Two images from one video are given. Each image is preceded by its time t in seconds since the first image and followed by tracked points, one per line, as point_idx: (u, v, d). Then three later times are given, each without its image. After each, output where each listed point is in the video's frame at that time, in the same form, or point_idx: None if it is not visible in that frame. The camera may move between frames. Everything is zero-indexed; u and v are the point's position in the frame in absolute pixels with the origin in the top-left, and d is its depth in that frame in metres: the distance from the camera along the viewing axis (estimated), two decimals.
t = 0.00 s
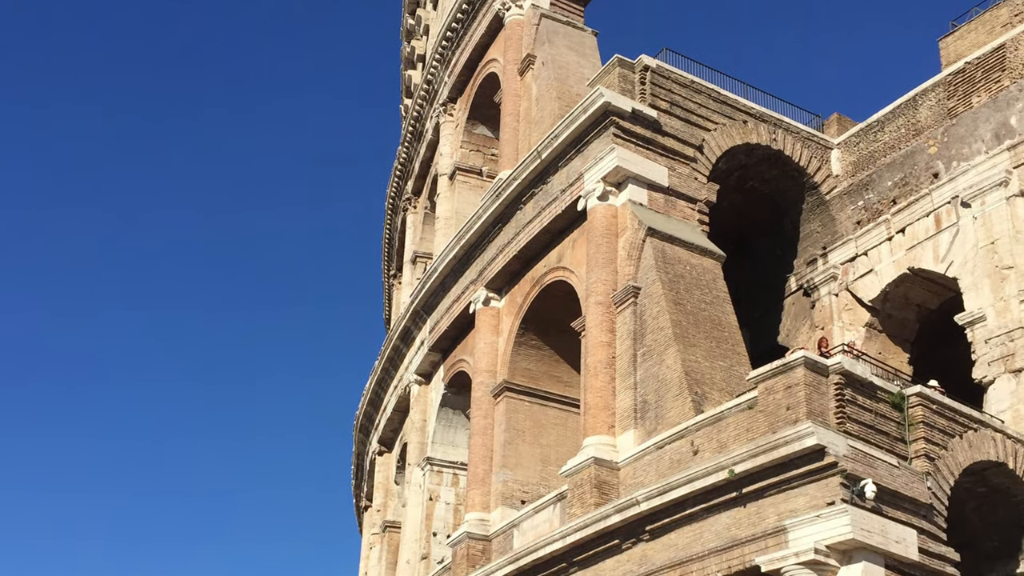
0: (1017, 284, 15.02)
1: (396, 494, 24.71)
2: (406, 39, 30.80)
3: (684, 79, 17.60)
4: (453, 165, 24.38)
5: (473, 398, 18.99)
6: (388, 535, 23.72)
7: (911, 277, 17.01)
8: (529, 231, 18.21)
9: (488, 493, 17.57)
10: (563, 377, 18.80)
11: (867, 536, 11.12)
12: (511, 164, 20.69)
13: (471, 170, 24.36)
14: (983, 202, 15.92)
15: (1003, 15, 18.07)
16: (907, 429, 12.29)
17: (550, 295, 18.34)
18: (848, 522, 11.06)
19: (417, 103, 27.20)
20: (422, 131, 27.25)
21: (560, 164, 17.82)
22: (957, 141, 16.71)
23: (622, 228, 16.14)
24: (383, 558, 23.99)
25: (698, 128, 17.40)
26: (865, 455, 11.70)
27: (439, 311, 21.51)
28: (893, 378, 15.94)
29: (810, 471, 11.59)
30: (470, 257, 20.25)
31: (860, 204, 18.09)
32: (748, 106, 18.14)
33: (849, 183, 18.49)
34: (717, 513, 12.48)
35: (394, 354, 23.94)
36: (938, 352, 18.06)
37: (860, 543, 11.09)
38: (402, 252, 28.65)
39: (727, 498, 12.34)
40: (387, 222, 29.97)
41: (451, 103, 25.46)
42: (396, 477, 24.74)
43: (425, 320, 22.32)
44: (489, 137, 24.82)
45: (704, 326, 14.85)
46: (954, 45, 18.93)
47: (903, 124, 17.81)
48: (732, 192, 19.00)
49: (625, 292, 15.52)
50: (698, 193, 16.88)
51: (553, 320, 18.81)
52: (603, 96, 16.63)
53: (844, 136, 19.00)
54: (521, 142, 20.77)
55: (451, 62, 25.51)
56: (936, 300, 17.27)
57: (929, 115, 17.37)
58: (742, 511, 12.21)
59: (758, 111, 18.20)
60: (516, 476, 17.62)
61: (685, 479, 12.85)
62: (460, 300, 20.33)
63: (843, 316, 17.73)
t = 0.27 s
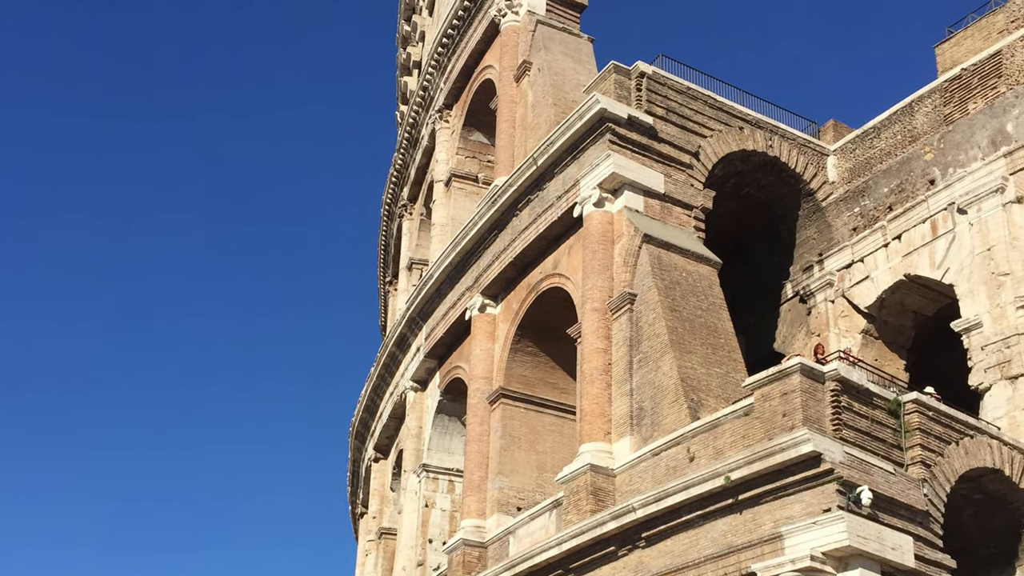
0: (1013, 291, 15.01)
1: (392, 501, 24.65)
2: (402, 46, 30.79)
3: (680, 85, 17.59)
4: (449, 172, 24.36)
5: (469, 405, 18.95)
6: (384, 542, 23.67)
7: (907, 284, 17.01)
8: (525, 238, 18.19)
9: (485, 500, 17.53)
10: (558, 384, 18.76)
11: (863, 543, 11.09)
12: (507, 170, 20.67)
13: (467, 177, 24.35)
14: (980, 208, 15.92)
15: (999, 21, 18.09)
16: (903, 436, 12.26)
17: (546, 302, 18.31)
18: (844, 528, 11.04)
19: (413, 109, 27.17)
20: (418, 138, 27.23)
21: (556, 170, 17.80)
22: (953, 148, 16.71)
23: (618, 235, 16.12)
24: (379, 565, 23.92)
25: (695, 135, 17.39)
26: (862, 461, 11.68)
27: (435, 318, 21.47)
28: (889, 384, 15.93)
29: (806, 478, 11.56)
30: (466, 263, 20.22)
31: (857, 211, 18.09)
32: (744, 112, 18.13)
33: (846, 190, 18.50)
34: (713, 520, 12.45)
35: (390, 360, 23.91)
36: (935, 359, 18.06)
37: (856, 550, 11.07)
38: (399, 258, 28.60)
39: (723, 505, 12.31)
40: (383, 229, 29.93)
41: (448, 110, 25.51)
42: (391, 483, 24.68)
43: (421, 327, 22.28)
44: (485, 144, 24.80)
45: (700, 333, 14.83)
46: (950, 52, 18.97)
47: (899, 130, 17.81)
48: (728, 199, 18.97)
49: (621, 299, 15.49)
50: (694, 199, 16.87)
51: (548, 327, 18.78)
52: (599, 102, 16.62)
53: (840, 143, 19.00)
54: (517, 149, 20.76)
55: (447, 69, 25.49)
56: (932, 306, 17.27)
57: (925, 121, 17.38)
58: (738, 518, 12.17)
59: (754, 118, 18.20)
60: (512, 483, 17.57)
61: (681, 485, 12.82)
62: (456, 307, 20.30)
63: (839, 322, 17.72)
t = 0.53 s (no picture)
0: (1009, 297, 15.01)
1: (388, 507, 24.58)
2: (397, 52, 30.78)
3: (676, 92, 17.59)
4: (445, 179, 24.35)
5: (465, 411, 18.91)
6: (380, 549, 23.60)
7: (903, 290, 17.00)
8: (521, 244, 18.16)
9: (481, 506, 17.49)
10: (554, 391, 18.72)
11: (859, 549, 11.07)
12: (503, 176, 20.64)
13: (463, 183, 24.34)
14: (976, 215, 15.92)
15: (995, 28, 18.12)
16: (899, 443, 12.24)
17: (542, 308, 18.27)
18: (840, 535, 11.01)
19: (409, 116, 27.15)
20: (414, 145, 27.21)
21: (552, 177, 17.78)
22: (950, 154, 16.72)
23: (614, 242, 16.10)
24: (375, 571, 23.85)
25: (690, 141, 17.39)
26: (858, 468, 11.66)
27: (430, 325, 21.42)
28: (886, 391, 15.91)
29: (802, 485, 11.53)
30: (462, 270, 20.19)
31: (853, 217, 18.08)
32: (740, 118, 18.13)
33: (841, 197, 18.50)
34: (709, 527, 12.41)
35: (385, 367, 23.85)
36: (931, 366, 18.06)
37: (852, 557, 11.04)
38: (394, 265, 28.55)
39: (719, 512, 12.27)
40: (379, 235, 29.90)
41: (443, 116, 25.41)
42: (387, 490, 24.62)
43: (416, 333, 22.23)
44: (481, 150, 24.79)
45: (696, 340, 14.81)
46: (946, 58, 19.00)
47: (895, 136, 17.82)
48: (724, 206, 18.93)
49: (617, 305, 15.46)
50: (690, 206, 16.85)
51: (544, 333, 18.75)
52: (595, 108, 16.60)
53: (837, 149, 19.00)
54: (513, 155, 20.75)
55: (443, 75, 25.47)
56: (928, 313, 17.26)
57: (922, 128, 17.40)
58: (734, 525, 12.13)
59: (750, 124, 18.20)
60: (508, 490, 17.53)
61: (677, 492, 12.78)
62: (452, 314, 20.27)
63: (836, 329, 17.71)
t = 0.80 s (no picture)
0: (1005, 304, 15.01)
1: (384, 514, 24.51)
2: (393, 59, 30.77)
3: (672, 98, 17.58)
4: (441, 185, 24.33)
5: (461, 418, 18.86)
6: (375, 556, 23.53)
7: (900, 297, 16.99)
8: (517, 251, 18.13)
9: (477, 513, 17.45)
10: (550, 397, 18.69)
11: (855, 556, 11.04)
12: (499, 182, 20.62)
13: (459, 190, 24.33)
14: (973, 221, 15.91)
15: (991, 34, 18.17)
16: (896, 449, 12.21)
17: (538, 315, 18.24)
18: (836, 542, 10.98)
19: (405, 122, 27.13)
20: (410, 151, 27.18)
21: (548, 183, 17.77)
22: (946, 161, 16.73)
23: (610, 248, 16.08)
24: None
25: (687, 148, 17.38)
26: (854, 475, 11.63)
27: (426, 331, 21.38)
28: (882, 398, 15.89)
29: (799, 491, 11.50)
30: (458, 276, 20.15)
31: (849, 224, 18.08)
32: (736, 125, 18.13)
33: (838, 203, 18.50)
34: (705, 534, 12.37)
35: (381, 374, 23.80)
36: (927, 373, 18.05)
37: (848, 564, 11.01)
38: (390, 271, 28.50)
39: (716, 518, 12.23)
40: (375, 242, 29.86)
41: (439, 123, 25.37)
42: (383, 496, 24.55)
43: (412, 340, 22.19)
44: (477, 157, 24.77)
45: (693, 346, 14.79)
46: (942, 65, 19.03)
47: (892, 143, 17.83)
48: (720, 212, 18.93)
49: (613, 312, 15.44)
50: (686, 213, 16.84)
51: (540, 340, 18.71)
52: (591, 115, 16.60)
53: (832, 156, 19.01)
54: (509, 162, 20.73)
55: (439, 81, 25.47)
56: (924, 319, 17.26)
57: (918, 134, 17.41)
58: (730, 532, 12.09)
59: (747, 130, 18.20)
60: (504, 496, 17.48)
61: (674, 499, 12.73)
62: (448, 320, 20.23)
63: (832, 336, 17.70)
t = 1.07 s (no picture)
0: (1002, 310, 15.01)
1: (379, 521, 24.44)
2: (389, 65, 30.77)
3: (668, 105, 17.58)
4: (437, 192, 24.32)
5: (457, 424, 18.82)
6: (371, 563, 23.47)
7: (896, 303, 16.99)
8: (513, 257, 18.11)
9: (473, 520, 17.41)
10: (546, 404, 18.65)
11: (851, 563, 11.02)
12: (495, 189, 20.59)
13: (455, 197, 24.31)
14: (969, 228, 15.91)
15: (988, 41, 18.19)
16: (891, 456, 12.19)
17: (534, 322, 18.21)
18: (832, 549, 10.97)
19: (401, 128, 27.12)
20: (406, 157, 27.17)
21: (544, 190, 17.76)
22: (943, 167, 16.73)
23: (606, 255, 16.06)
24: None
25: (683, 154, 17.38)
26: (850, 482, 11.61)
27: (422, 338, 21.35)
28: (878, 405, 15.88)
29: (795, 498, 11.48)
30: (454, 283, 20.12)
31: (845, 231, 18.08)
32: (732, 131, 18.12)
33: (834, 210, 18.49)
34: (701, 540, 12.34)
35: (377, 380, 23.76)
36: (923, 379, 18.06)
37: (844, 571, 11.00)
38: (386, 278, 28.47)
39: (712, 525, 12.21)
40: (371, 248, 29.83)
41: (435, 129, 25.37)
42: (379, 503, 24.50)
43: (408, 347, 22.15)
44: (472, 163, 24.76)
45: (688, 352, 14.77)
46: (939, 71, 19.04)
47: (888, 149, 17.84)
48: (716, 219, 18.92)
49: (609, 319, 15.42)
50: (682, 219, 16.83)
51: (536, 346, 18.68)
52: (587, 121, 16.59)
53: (829, 162, 19.00)
54: (505, 168, 20.73)
55: (434, 88, 25.46)
56: (920, 326, 17.26)
57: (914, 141, 17.42)
58: (726, 538, 12.06)
59: (743, 137, 18.19)
60: (500, 503, 17.44)
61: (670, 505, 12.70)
62: (444, 327, 20.19)
63: (828, 342, 17.69)
